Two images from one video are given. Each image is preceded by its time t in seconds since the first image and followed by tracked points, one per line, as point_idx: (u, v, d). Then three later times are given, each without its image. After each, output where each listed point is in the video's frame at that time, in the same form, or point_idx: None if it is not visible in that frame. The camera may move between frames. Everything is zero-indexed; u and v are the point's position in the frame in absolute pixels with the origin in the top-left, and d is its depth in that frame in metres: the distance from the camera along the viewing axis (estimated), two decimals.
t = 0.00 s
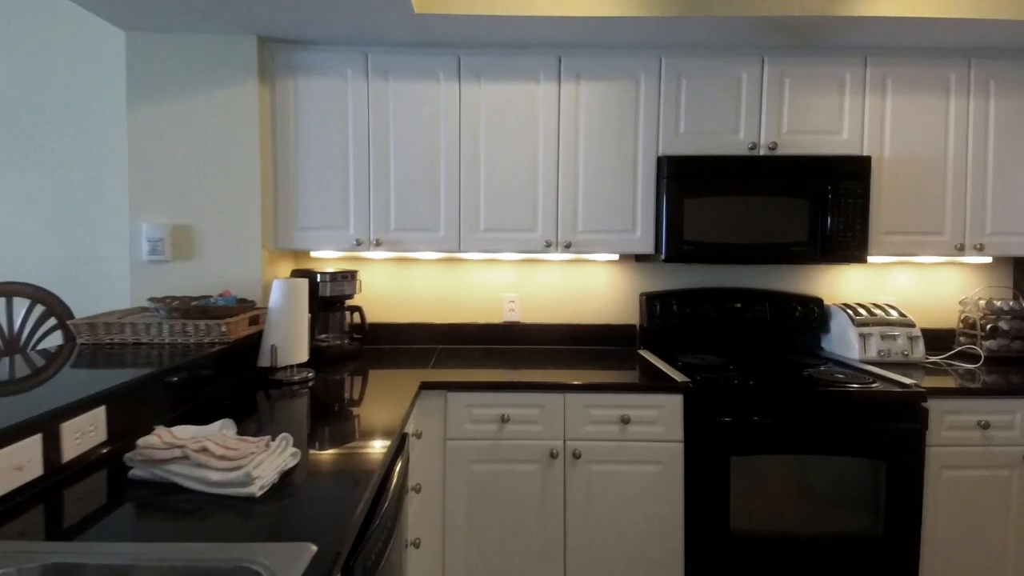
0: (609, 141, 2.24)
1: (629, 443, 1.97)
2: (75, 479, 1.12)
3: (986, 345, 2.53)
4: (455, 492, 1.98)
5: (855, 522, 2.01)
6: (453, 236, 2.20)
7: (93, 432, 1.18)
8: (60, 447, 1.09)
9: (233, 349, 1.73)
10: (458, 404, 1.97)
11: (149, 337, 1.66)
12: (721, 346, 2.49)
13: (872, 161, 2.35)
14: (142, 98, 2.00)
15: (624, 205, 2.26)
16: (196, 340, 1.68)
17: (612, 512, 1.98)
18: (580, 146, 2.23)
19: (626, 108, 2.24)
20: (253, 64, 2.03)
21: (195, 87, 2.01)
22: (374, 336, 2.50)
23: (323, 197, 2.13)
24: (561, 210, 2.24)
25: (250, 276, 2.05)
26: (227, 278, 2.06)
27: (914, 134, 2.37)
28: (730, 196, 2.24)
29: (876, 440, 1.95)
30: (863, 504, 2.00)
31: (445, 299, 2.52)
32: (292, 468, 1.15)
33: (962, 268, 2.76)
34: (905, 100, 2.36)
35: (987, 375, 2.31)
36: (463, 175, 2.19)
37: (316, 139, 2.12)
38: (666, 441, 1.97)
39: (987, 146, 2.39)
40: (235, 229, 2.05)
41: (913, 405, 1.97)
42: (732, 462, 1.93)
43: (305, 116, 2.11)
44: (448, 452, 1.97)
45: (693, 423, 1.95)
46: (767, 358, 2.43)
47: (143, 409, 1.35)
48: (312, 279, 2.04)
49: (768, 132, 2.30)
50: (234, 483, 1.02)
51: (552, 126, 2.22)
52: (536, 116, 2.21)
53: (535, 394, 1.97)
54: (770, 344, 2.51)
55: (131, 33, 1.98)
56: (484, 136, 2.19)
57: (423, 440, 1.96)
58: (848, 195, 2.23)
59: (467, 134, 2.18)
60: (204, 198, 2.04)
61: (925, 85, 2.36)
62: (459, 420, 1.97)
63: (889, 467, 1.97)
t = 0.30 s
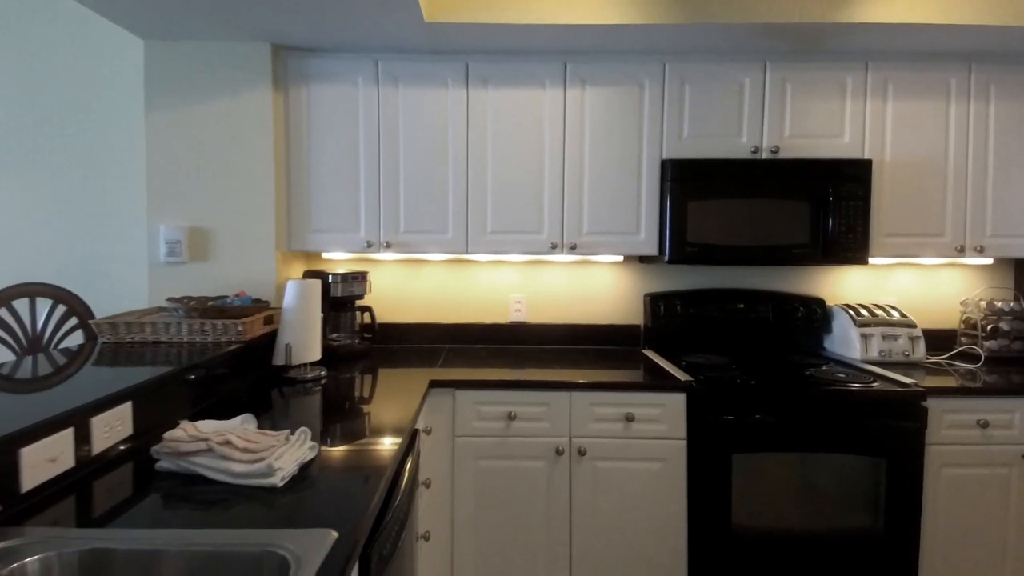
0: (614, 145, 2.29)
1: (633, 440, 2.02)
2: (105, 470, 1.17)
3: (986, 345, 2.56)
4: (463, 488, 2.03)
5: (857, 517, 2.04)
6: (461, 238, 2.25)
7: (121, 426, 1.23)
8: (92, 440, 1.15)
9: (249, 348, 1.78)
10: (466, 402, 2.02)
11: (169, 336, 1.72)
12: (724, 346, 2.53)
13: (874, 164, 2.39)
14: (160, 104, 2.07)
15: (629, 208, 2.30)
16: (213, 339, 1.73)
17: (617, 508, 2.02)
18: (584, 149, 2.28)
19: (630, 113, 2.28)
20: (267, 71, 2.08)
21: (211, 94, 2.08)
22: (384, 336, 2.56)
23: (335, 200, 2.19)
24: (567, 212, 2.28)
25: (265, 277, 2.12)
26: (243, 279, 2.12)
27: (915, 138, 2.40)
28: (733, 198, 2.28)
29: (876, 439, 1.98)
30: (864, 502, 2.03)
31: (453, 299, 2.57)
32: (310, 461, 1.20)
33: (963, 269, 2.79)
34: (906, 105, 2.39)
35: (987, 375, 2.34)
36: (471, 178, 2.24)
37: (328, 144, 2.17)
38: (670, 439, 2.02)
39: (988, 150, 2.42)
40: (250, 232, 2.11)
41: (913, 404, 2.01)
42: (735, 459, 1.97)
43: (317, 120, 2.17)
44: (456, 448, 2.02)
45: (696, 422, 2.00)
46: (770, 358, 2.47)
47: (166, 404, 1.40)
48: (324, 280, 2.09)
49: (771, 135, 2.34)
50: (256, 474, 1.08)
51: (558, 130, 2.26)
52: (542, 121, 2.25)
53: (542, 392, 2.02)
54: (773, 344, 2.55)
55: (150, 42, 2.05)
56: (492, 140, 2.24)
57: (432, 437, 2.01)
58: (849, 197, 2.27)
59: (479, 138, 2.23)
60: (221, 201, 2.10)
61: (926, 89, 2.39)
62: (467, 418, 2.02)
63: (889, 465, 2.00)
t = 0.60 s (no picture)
0: (618, 148, 2.33)
1: (637, 437, 2.06)
2: (132, 462, 1.23)
3: (987, 344, 2.59)
4: (471, 482, 2.08)
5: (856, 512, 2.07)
6: (468, 239, 2.29)
7: (146, 420, 1.28)
8: (120, 434, 1.20)
9: (264, 346, 1.83)
10: (473, 400, 2.07)
11: (187, 334, 1.78)
12: (727, 345, 2.57)
13: (875, 167, 2.42)
14: (177, 109, 2.13)
15: (633, 210, 2.35)
16: (229, 337, 1.79)
17: (621, 504, 2.06)
18: (589, 152, 2.32)
19: (634, 117, 2.33)
20: (280, 77, 2.14)
21: (226, 99, 2.14)
22: (393, 335, 2.61)
23: (345, 201, 2.24)
24: (572, 214, 2.33)
25: (278, 277, 2.17)
26: (257, 279, 2.18)
27: (916, 140, 2.44)
28: (735, 200, 2.32)
29: (876, 437, 2.02)
30: (865, 499, 2.07)
31: (461, 299, 2.62)
32: (327, 454, 1.26)
33: (965, 270, 2.82)
34: (907, 107, 2.42)
35: (987, 374, 2.37)
36: (479, 180, 2.28)
37: (338, 147, 2.23)
38: (673, 436, 2.06)
39: (988, 152, 2.45)
40: (264, 233, 2.17)
41: (913, 403, 2.04)
42: (738, 456, 2.01)
43: (328, 124, 2.22)
44: (464, 444, 2.07)
45: (699, 419, 2.04)
46: (772, 357, 2.51)
47: (186, 400, 1.46)
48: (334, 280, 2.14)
49: (773, 138, 2.38)
50: (277, 465, 1.13)
51: (563, 133, 2.31)
52: (548, 125, 2.30)
53: (548, 390, 2.07)
54: (775, 343, 2.59)
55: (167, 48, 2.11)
56: (499, 143, 2.28)
57: (441, 433, 2.06)
58: (850, 199, 2.31)
59: (486, 141, 2.28)
60: (236, 203, 2.16)
61: (927, 92, 2.42)
62: (475, 414, 2.07)
63: (889, 463, 2.04)
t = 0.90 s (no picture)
0: (620, 150, 2.37)
1: (640, 434, 2.10)
2: (153, 456, 1.27)
3: (985, 344, 2.63)
4: (478, 478, 2.12)
5: (855, 508, 2.11)
6: (474, 240, 2.34)
7: (166, 415, 1.33)
8: (143, 428, 1.25)
9: (276, 344, 1.89)
10: (480, 397, 2.11)
11: (202, 332, 1.83)
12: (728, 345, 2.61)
13: (875, 169, 2.46)
14: (191, 113, 2.18)
15: (636, 211, 2.39)
16: (243, 336, 1.84)
17: (623, 499, 2.11)
18: (592, 155, 2.36)
19: (636, 120, 2.37)
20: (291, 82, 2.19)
21: (239, 104, 2.19)
22: (400, 334, 2.66)
23: (354, 203, 2.29)
24: (576, 215, 2.37)
25: (289, 277, 2.23)
26: (268, 279, 2.23)
27: (915, 143, 2.47)
28: (737, 202, 2.36)
29: (875, 434, 2.05)
30: (863, 495, 2.11)
31: (466, 299, 2.66)
32: (340, 448, 1.30)
33: (964, 270, 2.85)
34: (906, 111, 2.46)
35: (984, 374, 2.40)
36: (484, 183, 2.33)
37: (347, 150, 2.27)
38: (675, 433, 2.10)
39: (986, 155, 2.48)
40: (275, 235, 2.22)
41: (911, 401, 2.08)
42: (738, 453, 2.05)
43: (337, 128, 2.27)
44: (470, 440, 2.12)
45: (701, 417, 2.08)
46: (773, 356, 2.55)
47: (203, 396, 1.50)
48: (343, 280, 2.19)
49: (774, 141, 2.42)
50: (294, 458, 1.18)
51: (567, 137, 2.35)
52: (552, 129, 2.34)
53: (552, 388, 2.11)
54: (776, 343, 2.63)
55: (181, 54, 2.16)
56: (504, 146, 2.33)
57: (448, 430, 2.11)
58: (850, 201, 2.35)
59: (490, 144, 2.32)
60: (247, 205, 2.22)
61: (927, 96, 2.46)
62: (481, 412, 2.11)
63: (888, 460, 2.07)
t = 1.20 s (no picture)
0: (622, 153, 2.41)
1: (642, 432, 2.14)
2: (172, 450, 1.32)
3: (983, 344, 2.66)
4: (483, 474, 2.17)
5: (853, 505, 2.15)
6: (478, 241, 2.38)
7: (185, 411, 1.38)
8: (163, 422, 1.30)
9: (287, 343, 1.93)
10: (485, 395, 2.16)
11: (216, 331, 1.87)
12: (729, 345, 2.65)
13: (874, 172, 2.50)
14: (203, 117, 2.23)
15: (638, 213, 2.43)
16: (255, 335, 1.88)
17: (626, 495, 2.15)
18: (595, 158, 2.41)
19: (638, 124, 2.41)
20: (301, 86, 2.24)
21: (250, 108, 2.24)
22: (405, 333, 2.70)
23: (361, 205, 2.33)
24: (579, 217, 2.41)
25: (298, 277, 2.27)
26: (278, 279, 2.28)
27: (914, 146, 2.51)
28: (738, 203, 2.39)
29: (874, 433, 2.09)
30: (861, 492, 2.15)
31: (471, 299, 2.71)
32: (353, 443, 1.35)
33: (963, 271, 2.89)
34: (905, 115, 2.50)
35: (982, 373, 2.44)
36: (489, 185, 2.37)
37: (355, 152, 2.32)
38: (677, 431, 2.14)
39: (984, 158, 2.52)
40: (284, 235, 2.26)
41: (909, 399, 2.11)
42: (739, 450, 2.09)
43: (346, 131, 2.31)
44: (476, 438, 2.16)
45: (703, 415, 2.12)
46: (773, 356, 2.59)
47: (217, 393, 1.55)
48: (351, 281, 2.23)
49: (774, 144, 2.46)
50: (310, 452, 1.23)
51: (570, 140, 2.39)
52: (556, 131, 2.38)
53: (557, 386, 2.15)
54: (776, 342, 2.67)
55: (193, 58, 2.21)
56: (508, 149, 2.37)
57: (455, 427, 2.15)
58: (849, 203, 2.39)
59: (495, 147, 2.36)
60: (257, 206, 2.26)
61: (925, 100, 2.49)
62: (487, 409, 2.16)
63: (886, 458, 2.10)
